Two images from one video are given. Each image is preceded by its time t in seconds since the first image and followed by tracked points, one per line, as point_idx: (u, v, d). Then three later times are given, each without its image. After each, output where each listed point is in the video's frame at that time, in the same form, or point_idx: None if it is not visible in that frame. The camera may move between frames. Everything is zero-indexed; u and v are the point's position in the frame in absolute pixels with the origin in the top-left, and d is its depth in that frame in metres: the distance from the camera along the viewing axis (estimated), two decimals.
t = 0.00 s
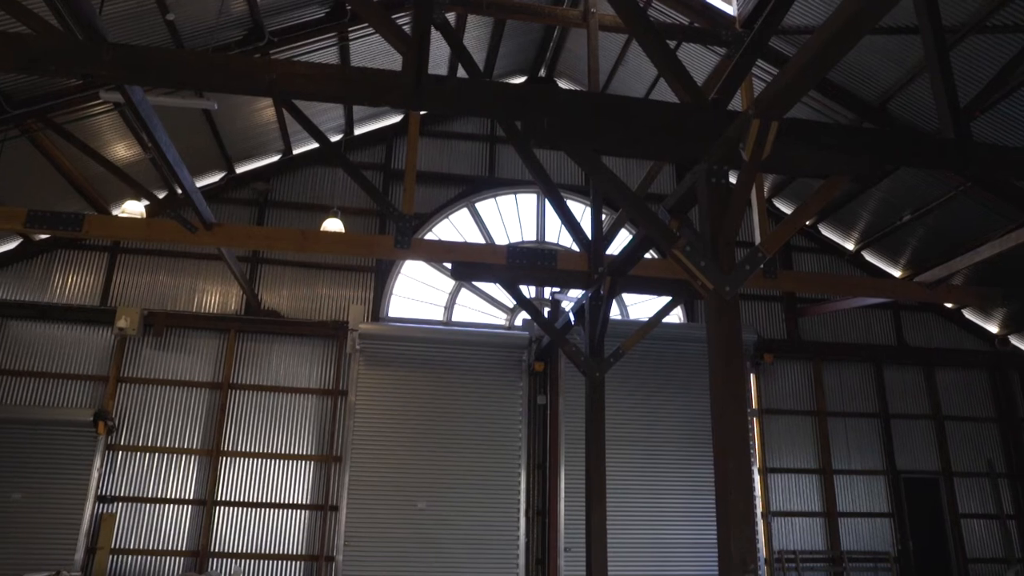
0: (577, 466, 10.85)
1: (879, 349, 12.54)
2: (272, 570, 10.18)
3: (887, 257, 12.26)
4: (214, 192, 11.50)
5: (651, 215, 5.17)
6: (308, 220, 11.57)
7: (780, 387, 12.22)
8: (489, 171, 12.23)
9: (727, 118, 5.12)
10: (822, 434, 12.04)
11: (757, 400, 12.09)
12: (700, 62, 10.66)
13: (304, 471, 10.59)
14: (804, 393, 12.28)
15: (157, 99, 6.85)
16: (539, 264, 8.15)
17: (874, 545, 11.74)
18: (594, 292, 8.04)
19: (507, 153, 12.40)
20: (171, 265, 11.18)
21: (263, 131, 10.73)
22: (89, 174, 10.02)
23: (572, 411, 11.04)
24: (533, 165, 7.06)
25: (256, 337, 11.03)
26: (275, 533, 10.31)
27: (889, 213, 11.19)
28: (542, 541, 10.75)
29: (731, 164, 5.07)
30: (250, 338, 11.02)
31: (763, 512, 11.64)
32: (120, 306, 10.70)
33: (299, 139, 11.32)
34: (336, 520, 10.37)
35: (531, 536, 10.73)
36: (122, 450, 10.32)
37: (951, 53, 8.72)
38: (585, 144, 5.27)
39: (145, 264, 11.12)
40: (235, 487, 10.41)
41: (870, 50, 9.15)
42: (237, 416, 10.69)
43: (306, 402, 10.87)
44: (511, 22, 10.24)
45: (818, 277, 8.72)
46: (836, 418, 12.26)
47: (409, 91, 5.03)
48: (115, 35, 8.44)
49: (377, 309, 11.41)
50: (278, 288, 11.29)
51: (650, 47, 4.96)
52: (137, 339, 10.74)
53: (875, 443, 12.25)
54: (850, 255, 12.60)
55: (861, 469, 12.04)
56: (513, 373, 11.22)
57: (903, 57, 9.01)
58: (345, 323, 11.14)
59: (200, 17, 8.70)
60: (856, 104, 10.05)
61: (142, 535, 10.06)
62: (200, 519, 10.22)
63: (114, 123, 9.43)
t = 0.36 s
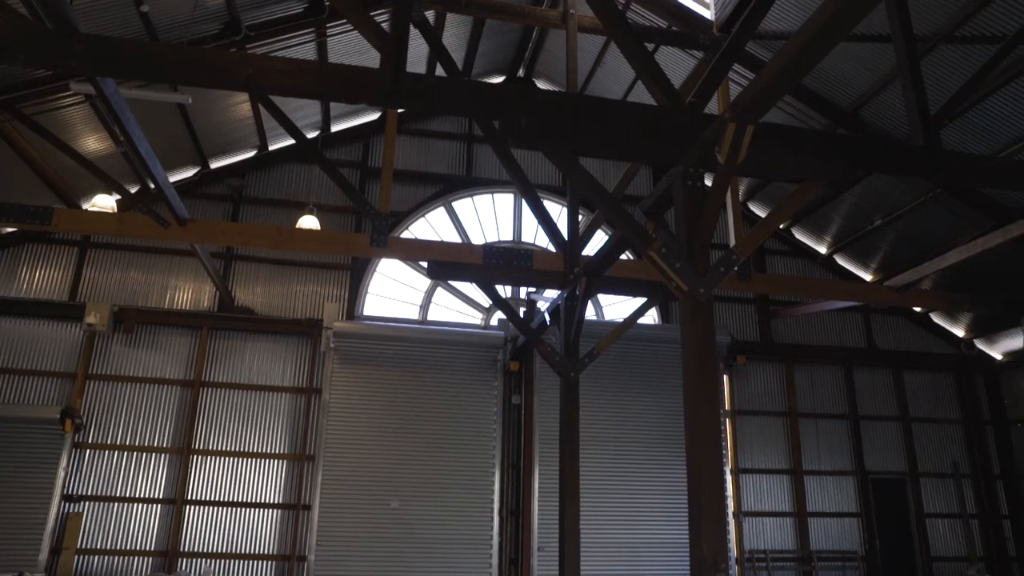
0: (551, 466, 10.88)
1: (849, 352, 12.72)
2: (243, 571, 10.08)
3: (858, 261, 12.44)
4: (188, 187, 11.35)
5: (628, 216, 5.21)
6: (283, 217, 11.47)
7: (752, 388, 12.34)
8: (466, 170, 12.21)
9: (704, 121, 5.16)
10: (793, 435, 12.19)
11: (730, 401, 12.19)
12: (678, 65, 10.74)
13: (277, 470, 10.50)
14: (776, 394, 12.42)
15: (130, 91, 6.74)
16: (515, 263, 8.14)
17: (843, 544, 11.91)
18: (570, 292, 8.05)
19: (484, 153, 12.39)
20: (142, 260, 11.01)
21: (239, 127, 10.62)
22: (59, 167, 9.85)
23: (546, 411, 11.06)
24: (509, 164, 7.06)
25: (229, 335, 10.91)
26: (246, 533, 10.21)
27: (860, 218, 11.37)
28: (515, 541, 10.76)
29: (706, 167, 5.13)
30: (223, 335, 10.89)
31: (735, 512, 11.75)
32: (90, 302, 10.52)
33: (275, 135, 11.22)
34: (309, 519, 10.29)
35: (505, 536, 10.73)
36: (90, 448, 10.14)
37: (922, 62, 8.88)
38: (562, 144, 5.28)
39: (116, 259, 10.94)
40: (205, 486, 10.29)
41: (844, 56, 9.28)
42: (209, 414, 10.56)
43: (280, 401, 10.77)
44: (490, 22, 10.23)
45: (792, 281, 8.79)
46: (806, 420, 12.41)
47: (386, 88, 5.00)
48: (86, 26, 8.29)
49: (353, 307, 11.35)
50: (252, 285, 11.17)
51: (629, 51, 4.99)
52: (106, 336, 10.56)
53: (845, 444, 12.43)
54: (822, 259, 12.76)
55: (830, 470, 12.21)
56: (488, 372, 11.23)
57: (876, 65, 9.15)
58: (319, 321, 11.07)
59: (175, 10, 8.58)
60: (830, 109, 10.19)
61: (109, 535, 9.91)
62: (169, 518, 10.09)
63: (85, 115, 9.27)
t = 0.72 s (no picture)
0: (518, 466, 10.91)
1: (813, 355, 12.95)
2: (205, 570, 9.94)
3: (823, 265, 12.66)
4: (153, 180, 11.15)
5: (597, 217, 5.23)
6: (251, 212, 11.33)
7: (719, 390, 12.48)
8: (437, 169, 12.18)
9: (674, 125, 5.17)
10: (758, 437, 12.36)
11: (696, 402, 12.31)
12: (649, 69, 10.83)
13: (241, 469, 10.37)
14: (742, 396, 12.57)
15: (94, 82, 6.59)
16: (486, 263, 8.10)
17: (804, 544, 12.10)
18: (539, 293, 8.06)
19: (456, 152, 12.38)
20: (105, 254, 10.79)
21: (207, 120, 10.47)
22: (20, 157, 9.62)
23: (515, 411, 11.09)
24: (480, 163, 7.06)
25: (194, 331, 10.75)
26: (209, 532, 10.07)
27: (825, 223, 11.57)
28: (481, 541, 10.76)
29: (677, 171, 5.17)
30: (188, 331, 10.73)
31: (700, 512, 11.86)
32: (49, 296, 10.27)
33: (244, 130, 11.08)
34: (273, 519, 10.17)
35: (471, 535, 10.73)
36: (47, 445, 9.90)
37: (887, 72, 9.06)
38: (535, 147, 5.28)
39: (77, 252, 10.70)
40: (168, 484, 10.12)
41: (813, 65, 9.43)
42: (173, 411, 10.39)
43: (246, 398, 10.64)
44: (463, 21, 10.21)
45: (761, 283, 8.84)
46: (771, 421, 12.59)
47: (355, 85, 4.97)
48: (50, 14, 8.11)
49: (321, 304, 11.26)
50: (218, 280, 11.02)
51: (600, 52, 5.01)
52: (66, 330, 10.33)
53: (807, 445, 12.64)
54: (788, 263, 12.96)
55: (793, 470, 12.41)
56: (457, 372, 11.23)
57: (843, 73, 9.32)
58: (287, 318, 10.96)
59: None
60: (798, 116, 10.35)
61: (66, 533, 9.69)
62: (130, 517, 9.91)
63: (48, 105, 9.06)
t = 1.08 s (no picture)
0: (481, 465, 10.93)
1: (773, 358, 13.17)
2: (160, 570, 9.75)
3: (784, 270, 12.89)
4: (113, 172, 10.90)
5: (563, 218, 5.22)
6: (214, 207, 11.17)
7: (681, 391, 12.61)
8: (404, 166, 12.12)
9: (641, 127, 5.18)
10: (718, 438, 12.53)
11: (659, 404, 12.41)
12: (617, 71, 10.91)
13: (199, 467, 10.19)
14: (704, 398, 12.73)
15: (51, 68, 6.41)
16: (451, 262, 8.06)
17: (761, 544, 12.30)
18: (504, 292, 8.06)
19: (424, 149, 12.34)
20: (60, 246, 10.52)
21: (170, 112, 10.27)
22: None
23: (478, 410, 11.09)
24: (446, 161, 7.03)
25: (152, 326, 10.54)
26: (165, 531, 9.88)
27: (786, 228, 11.78)
28: (443, 540, 10.73)
29: (643, 174, 5.14)
30: (147, 327, 10.52)
31: (661, 512, 11.97)
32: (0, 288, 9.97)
33: (208, 122, 10.90)
34: (232, 518, 10.01)
35: (433, 535, 10.70)
36: None
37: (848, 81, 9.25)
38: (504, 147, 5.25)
39: (30, 244, 10.40)
40: (122, 483, 9.91)
41: (778, 72, 9.58)
42: (128, 408, 10.17)
43: (205, 395, 10.46)
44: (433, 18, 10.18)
45: (724, 287, 8.92)
46: (732, 422, 12.77)
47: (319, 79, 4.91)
48: None
49: (284, 301, 11.12)
50: (179, 275, 10.82)
51: (568, 53, 5.00)
52: (18, 324, 10.03)
53: (766, 447, 12.85)
54: (750, 267, 13.15)
55: (752, 471, 12.60)
56: (420, 370, 11.20)
57: (806, 81, 9.50)
58: (249, 314, 10.80)
59: None
60: (762, 122, 10.52)
61: (16, 533, 9.42)
62: (82, 516, 9.67)
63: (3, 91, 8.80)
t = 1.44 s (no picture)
0: (449, 465, 10.91)
1: (740, 360, 13.33)
2: (121, 570, 9.56)
3: (753, 273, 13.05)
4: (77, 163, 10.67)
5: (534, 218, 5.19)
6: (182, 201, 11.02)
7: (650, 392, 12.70)
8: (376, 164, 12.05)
9: (613, 129, 5.20)
10: (686, 439, 12.65)
11: (628, 404, 12.47)
12: (591, 73, 10.97)
13: (163, 465, 10.03)
14: (672, 398, 12.85)
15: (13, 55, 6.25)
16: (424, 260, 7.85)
17: (727, 543, 12.44)
18: (476, 292, 8.04)
19: (396, 147, 12.28)
20: (21, 239, 10.27)
21: (138, 104, 10.10)
22: None
23: (447, 410, 11.09)
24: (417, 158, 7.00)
25: (117, 321, 10.35)
26: (127, 531, 9.70)
27: (755, 232, 11.94)
28: (411, 540, 10.70)
29: (615, 175, 5.17)
30: (111, 322, 10.31)
31: (628, 512, 12.04)
32: None
33: (177, 115, 10.74)
34: (196, 517, 9.87)
35: (401, 534, 10.66)
36: None
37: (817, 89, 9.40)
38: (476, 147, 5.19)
39: None
40: (83, 481, 9.70)
41: (749, 77, 9.70)
42: (90, 405, 9.96)
43: (170, 392, 10.29)
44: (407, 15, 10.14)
45: (694, 288, 8.98)
46: (700, 423, 12.91)
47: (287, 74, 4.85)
48: None
49: (252, 298, 11.00)
50: (144, 270, 10.64)
51: (541, 54, 4.99)
52: None
53: (732, 448, 13.01)
54: (721, 270, 13.23)
55: (719, 472, 12.75)
56: (389, 369, 11.17)
57: (776, 87, 9.64)
58: (216, 310, 10.66)
59: None
60: (733, 126, 10.64)
61: None
62: (40, 516, 9.45)
63: None
